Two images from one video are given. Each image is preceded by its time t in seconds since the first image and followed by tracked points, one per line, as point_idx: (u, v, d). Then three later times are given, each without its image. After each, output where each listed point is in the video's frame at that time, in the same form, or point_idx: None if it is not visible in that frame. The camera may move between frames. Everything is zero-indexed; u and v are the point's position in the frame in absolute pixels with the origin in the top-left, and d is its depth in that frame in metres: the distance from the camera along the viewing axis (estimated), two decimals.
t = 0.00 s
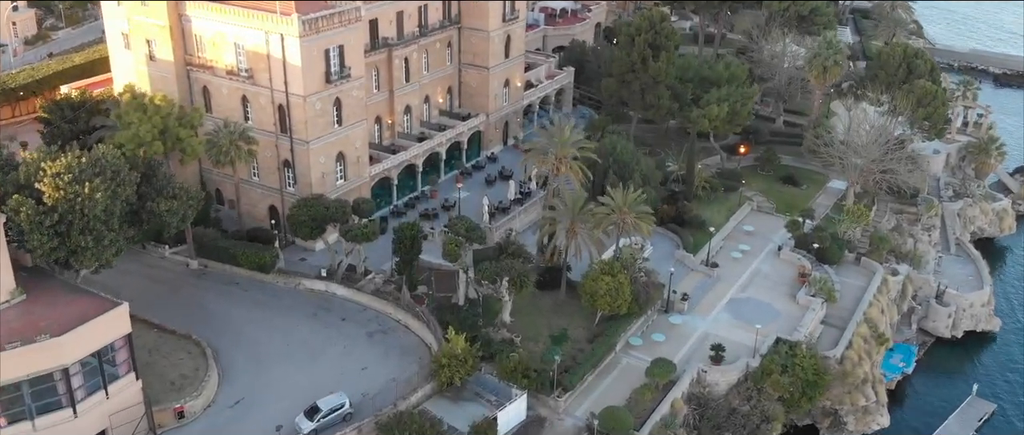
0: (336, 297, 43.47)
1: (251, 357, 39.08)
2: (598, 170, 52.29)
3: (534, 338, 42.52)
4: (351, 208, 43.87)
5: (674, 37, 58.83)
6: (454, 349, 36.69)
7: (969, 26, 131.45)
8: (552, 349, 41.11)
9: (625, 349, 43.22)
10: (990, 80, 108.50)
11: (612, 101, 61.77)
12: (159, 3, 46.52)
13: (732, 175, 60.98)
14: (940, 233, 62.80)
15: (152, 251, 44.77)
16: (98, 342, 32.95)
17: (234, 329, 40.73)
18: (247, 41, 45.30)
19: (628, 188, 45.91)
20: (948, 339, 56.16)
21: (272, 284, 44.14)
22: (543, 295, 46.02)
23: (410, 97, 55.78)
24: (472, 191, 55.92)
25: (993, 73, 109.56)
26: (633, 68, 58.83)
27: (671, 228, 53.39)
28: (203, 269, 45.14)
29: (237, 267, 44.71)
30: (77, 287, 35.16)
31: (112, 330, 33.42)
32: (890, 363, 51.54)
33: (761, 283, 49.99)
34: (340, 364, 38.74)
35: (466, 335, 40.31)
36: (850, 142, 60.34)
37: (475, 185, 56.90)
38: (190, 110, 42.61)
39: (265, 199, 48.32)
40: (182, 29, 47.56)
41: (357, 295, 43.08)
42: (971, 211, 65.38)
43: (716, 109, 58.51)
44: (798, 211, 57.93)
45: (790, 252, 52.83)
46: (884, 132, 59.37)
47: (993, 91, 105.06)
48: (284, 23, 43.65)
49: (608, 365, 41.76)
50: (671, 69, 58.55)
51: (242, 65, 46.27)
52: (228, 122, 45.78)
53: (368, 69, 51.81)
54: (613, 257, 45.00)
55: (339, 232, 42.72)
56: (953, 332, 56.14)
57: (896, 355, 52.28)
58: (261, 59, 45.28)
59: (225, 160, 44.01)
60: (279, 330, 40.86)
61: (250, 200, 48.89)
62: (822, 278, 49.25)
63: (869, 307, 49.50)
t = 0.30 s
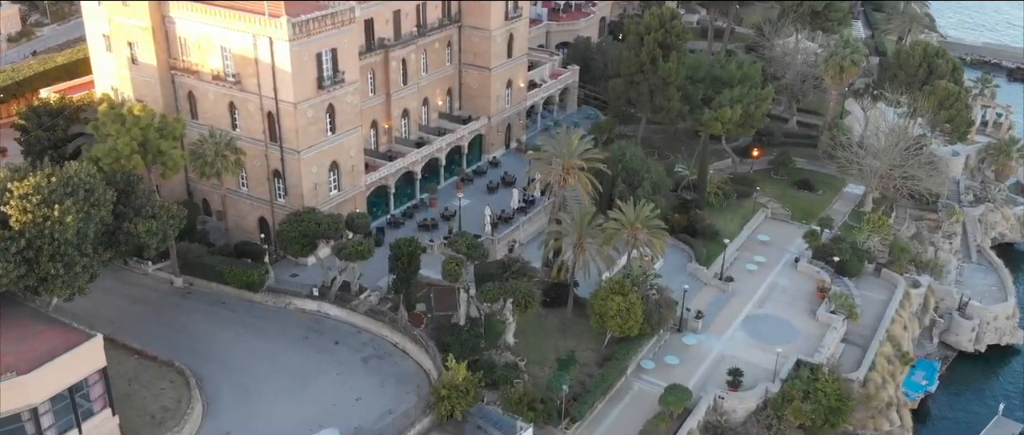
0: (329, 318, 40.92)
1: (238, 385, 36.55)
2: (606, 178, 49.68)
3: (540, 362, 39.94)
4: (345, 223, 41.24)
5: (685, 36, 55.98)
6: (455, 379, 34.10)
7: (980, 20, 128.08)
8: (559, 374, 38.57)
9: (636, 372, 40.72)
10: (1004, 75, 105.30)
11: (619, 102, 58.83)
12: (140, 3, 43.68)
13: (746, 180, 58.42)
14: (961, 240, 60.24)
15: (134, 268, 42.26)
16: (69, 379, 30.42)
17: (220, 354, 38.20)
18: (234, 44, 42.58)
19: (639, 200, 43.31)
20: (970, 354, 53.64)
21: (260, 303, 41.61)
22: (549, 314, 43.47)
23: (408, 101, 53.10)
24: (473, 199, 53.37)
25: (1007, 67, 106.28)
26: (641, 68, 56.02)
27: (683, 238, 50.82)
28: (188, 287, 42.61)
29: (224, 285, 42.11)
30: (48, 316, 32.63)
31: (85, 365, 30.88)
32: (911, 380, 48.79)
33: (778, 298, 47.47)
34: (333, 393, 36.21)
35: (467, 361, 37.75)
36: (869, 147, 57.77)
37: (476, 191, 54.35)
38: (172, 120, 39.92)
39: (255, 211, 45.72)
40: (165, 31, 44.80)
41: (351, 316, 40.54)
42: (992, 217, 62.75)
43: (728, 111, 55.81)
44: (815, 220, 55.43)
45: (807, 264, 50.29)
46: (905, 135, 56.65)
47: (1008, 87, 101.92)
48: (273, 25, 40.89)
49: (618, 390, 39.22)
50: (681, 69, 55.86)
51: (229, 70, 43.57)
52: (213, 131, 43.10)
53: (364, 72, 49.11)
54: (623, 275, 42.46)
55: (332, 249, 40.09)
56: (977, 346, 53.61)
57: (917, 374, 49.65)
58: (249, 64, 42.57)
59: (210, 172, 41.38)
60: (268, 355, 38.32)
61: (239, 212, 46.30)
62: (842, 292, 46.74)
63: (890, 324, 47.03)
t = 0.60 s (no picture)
0: (322, 343, 38.38)
1: (222, 419, 33.99)
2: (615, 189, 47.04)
3: (547, 390, 37.38)
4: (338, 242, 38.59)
5: (697, 37, 53.24)
6: (457, 416, 31.54)
7: (993, 14, 124.74)
8: (567, 405, 36.01)
9: (649, 400, 38.22)
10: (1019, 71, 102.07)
11: (628, 106, 56.00)
12: (120, 5, 40.92)
13: (761, 187, 55.78)
14: (984, 249, 57.70)
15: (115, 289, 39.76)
16: (36, 423, 27.90)
17: (204, 384, 35.62)
18: (219, 50, 39.87)
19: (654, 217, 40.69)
20: (996, 371, 51.15)
21: (249, 327, 39.09)
22: (556, 336, 40.89)
23: (406, 105, 50.44)
24: (474, 208, 50.79)
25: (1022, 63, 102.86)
26: (651, 70, 53.24)
27: (696, 250, 48.23)
28: (171, 308, 40.07)
29: (209, 308, 39.51)
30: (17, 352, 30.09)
31: (55, 407, 28.38)
32: (937, 402, 46.41)
33: (798, 317, 44.96)
34: (325, 428, 33.69)
35: (469, 393, 35.21)
36: (890, 154, 55.16)
37: (478, 200, 51.76)
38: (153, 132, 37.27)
39: (243, 226, 43.15)
40: (147, 35, 42.06)
41: (346, 341, 38.02)
42: (1016, 224, 60.14)
43: (743, 116, 53.17)
44: (833, 230, 52.99)
45: (827, 279, 47.76)
46: (929, 141, 53.86)
47: None
48: (260, 30, 38.18)
49: (630, 422, 36.70)
50: (694, 71, 53.18)
51: (214, 76, 40.86)
52: (198, 142, 40.41)
53: (359, 76, 46.44)
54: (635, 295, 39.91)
55: (324, 271, 37.45)
56: (1003, 363, 51.11)
57: (942, 395, 47.27)
58: (235, 70, 39.84)
59: (194, 187, 38.74)
60: (256, 385, 35.76)
61: (227, 226, 43.75)
62: (865, 311, 44.23)
63: (916, 345, 44.55)
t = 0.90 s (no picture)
0: (313, 374, 35.83)
1: None
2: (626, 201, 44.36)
3: (555, 425, 34.79)
4: (329, 266, 35.91)
5: (711, 39, 50.46)
6: None
7: (1005, 7, 121.60)
8: None
9: None
10: None
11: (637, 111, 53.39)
12: (97, 10, 38.16)
13: (777, 196, 53.15)
14: (1008, 261, 55.18)
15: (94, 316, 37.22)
16: None
17: (185, 421, 33.06)
18: (202, 58, 37.14)
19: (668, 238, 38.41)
20: None
21: (235, 356, 36.59)
22: (563, 363, 38.32)
23: (404, 113, 47.75)
24: (476, 221, 48.21)
25: None
26: (662, 74, 50.56)
27: (710, 267, 45.63)
28: (152, 335, 37.57)
29: (192, 335, 36.97)
30: None
31: None
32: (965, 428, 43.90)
33: (819, 339, 42.43)
34: None
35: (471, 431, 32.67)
36: (912, 162, 52.43)
37: (479, 212, 49.17)
38: (131, 149, 34.62)
39: (230, 245, 40.58)
40: (126, 43, 39.30)
41: (338, 372, 35.49)
42: None
43: (759, 123, 50.51)
44: (852, 242, 50.76)
45: (849, 298, 45.22)
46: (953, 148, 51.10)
47: None
48: (245, 38, 35.47)
49: None
50: (706, 75, 50.47)
51: (197, 86, 38.17)
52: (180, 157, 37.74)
53: (353, 83, 43.75)
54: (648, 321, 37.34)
55: (314, 298, 34.81)
56: None
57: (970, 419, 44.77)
58: (220, 80, 37.12)
59: (176, 207, 36.08)
60: (241, 421, 33.19)
61: (213, 244, 41.17)
62: (890, 334, 41.69)
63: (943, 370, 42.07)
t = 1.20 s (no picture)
0: (303, 412, 33.32)
1: None
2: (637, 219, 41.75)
3: None
4: (320, 297, 33.29)
5: (726, 43, 47.71)
6: None
7: None
8: None
9: None
10: None
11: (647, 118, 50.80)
12: (71, 19, 35.45)
13: (794, 208, 50.53)
14: None
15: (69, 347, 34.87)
16: None
17: None
18: (183, 70, 34.48)
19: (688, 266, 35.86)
20: None
21: (219, 392, 34.07)
22: (572, 396, 35.79)
23: (401, 123, 45.12)
24: (477, 237, 45.64)
25: None
26: (673, 81, 47.90)
27: (726, 287, 43.06)
28: (131, 367, 35.11)
29: (174, 370, 34.52)
30: None
31: None
32: None
33: (842, 366, 39.95)
34: None
35: None
36: (936, 173, 49.75)
37: (481, 227, 46.59)
38: (106, 172, 31.92)
39: (215, 268, 38.05)
40: (102, 53, 36.63)
41: (331, 412, 33.00)
42: None
43: (776, 132, 47.86)
44: (875, 258, 48.22)
45: (872, 321, 42.75)
46: (980, 163, 48.06)
47: None
48: (228, 50, 32.76)
49: None
50: (720, 81, 47.82)
51: (178, 100, 35.51)
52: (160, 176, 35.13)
53: (347, 93, 41.08)
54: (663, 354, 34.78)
55: (303, 332, 32.22)
56: None
57: None
58: (202, 94, 34.46)
59: (154, 232, 33.49)
60: None
61: (197, 266, 38.66)
62: (918, 361, 39.16)
63: (973, 400, 39.60)
